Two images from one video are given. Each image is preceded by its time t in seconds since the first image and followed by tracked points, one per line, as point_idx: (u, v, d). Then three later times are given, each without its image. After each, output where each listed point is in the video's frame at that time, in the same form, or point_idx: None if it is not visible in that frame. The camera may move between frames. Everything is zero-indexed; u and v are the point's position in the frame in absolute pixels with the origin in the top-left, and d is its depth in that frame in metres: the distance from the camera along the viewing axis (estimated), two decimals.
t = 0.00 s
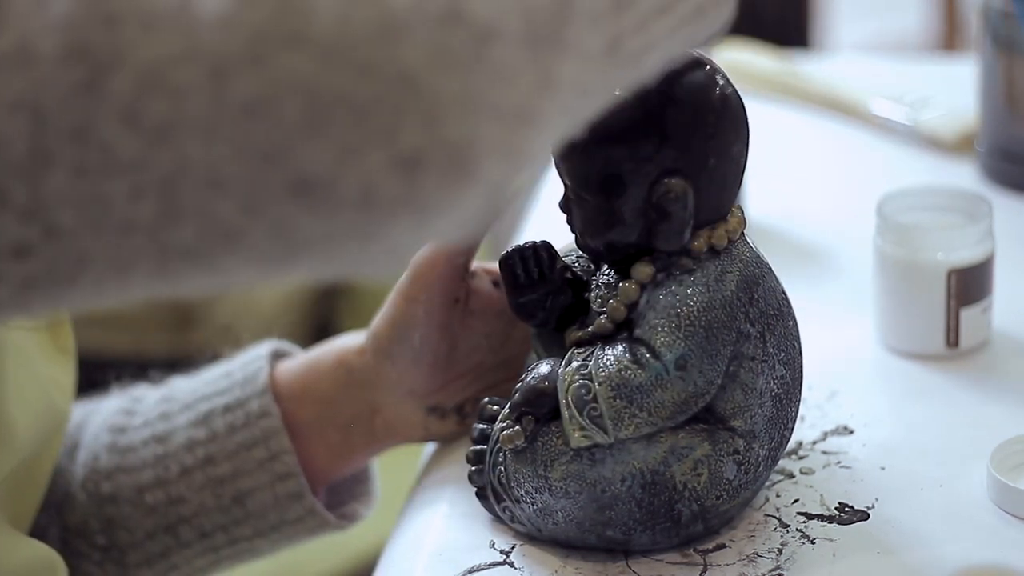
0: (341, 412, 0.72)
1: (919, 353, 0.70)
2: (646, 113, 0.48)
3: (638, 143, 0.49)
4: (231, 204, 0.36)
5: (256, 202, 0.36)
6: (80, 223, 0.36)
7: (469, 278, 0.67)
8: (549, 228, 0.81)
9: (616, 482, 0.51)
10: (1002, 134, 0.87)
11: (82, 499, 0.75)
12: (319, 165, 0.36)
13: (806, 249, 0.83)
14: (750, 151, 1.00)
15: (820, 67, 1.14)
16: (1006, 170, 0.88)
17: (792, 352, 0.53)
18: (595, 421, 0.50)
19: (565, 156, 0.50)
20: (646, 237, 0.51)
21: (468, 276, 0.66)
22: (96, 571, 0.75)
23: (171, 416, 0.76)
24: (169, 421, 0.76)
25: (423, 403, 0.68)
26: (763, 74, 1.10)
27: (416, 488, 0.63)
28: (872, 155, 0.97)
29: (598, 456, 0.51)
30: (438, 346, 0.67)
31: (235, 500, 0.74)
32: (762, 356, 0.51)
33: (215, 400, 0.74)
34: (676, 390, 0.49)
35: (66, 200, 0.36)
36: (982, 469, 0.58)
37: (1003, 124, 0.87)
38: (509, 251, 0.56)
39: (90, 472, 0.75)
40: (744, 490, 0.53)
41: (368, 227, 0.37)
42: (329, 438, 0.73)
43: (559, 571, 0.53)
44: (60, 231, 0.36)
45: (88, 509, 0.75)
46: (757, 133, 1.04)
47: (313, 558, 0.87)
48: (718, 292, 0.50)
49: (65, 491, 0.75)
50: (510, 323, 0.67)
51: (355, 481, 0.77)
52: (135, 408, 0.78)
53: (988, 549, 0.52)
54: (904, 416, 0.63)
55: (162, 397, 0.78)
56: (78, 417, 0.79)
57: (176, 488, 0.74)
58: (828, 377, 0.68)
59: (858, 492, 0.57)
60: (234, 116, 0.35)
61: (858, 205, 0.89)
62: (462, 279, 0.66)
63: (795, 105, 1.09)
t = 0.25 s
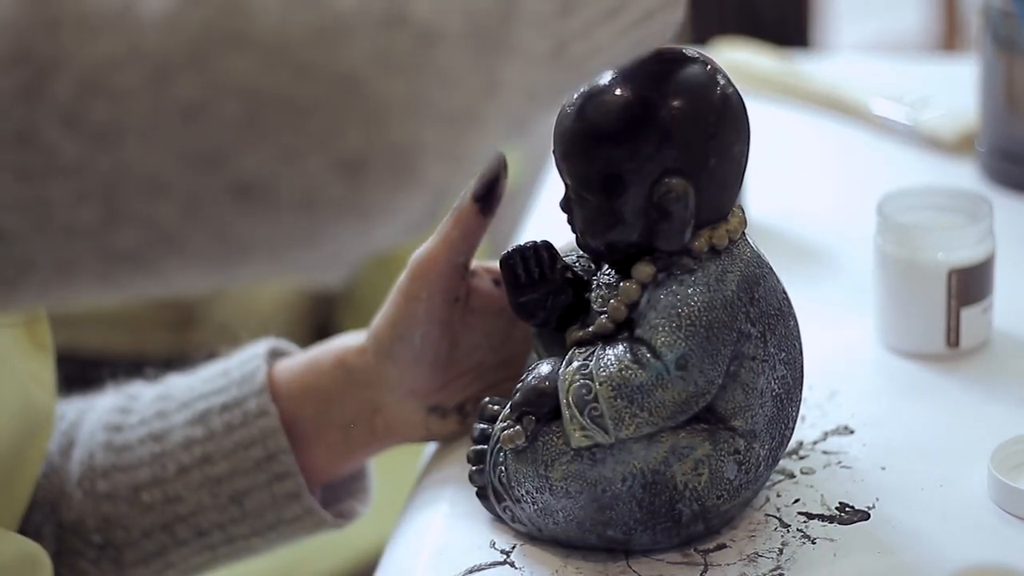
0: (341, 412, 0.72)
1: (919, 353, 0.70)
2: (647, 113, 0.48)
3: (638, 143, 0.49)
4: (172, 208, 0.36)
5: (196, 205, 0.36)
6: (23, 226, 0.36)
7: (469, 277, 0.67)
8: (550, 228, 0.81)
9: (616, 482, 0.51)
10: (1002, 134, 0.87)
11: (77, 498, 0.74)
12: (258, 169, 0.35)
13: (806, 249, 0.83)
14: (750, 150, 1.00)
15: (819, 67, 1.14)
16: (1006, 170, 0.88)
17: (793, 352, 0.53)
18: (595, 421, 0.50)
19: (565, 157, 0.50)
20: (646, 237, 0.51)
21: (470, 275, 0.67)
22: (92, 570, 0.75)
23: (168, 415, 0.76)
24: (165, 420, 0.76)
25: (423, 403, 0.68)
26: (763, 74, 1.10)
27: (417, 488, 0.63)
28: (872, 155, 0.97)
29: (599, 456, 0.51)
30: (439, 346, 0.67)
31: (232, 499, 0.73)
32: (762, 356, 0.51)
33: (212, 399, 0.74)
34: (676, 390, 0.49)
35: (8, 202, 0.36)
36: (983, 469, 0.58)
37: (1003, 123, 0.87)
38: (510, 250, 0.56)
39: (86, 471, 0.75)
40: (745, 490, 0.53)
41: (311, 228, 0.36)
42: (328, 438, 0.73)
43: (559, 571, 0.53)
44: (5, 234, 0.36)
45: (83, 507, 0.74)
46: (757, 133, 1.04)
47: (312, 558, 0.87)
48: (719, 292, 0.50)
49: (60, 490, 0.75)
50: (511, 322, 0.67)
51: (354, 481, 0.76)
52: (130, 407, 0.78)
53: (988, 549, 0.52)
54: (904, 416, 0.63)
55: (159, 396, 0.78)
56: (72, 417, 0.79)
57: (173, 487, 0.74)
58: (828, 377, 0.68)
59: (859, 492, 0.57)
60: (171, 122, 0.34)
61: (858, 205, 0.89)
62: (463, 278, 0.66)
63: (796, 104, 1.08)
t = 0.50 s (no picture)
0: (340, 411, 0.72)
1: (919, 352, 0.70)
2: (647, 113, 0.48)
3: (638, 143, 0.49)
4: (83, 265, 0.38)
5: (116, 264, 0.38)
6: None
7: (473, 272, 0.67)
8: (550, 228, 0.81)
9: (616, 482, 0.51)
10: (1002, 134, 0.87)
11: (72, 494, 0.75)
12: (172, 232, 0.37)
13: (806, 249, 0.83)
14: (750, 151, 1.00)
15: (820, 67, 1.14)
16: (1006, 170, 0.88)
17: (793, 352, 0.53)
18: (595, 421, 0.50)
19: (565, 156, 0.50)
20: (646, 237, 0.51)
21: (472, 270, 0.66)
22: (88, 567, 0.75)
23: (164, 412, 0.76)
24: (161, 417, 0.76)
25: (423, 402, 0.69)
26: (763, 74, 1.10)
27: (417, 487, 0.63)
28: (873, 154, 0.97)
29: (599, 456, 0.51)
30: (440, 345, 0.67)
31: (229, 496, 0.74)
32: (762, 356, 0.51)
33: (208, 397, 0.74)
34: (676, 390, 0.49)
35: None
36: (983, 469, 0.58)
37: (1003, 123, 0.87)
38: (510, 250, 0.56)
39: (82, 467, 0.75)
40: (744, 490, 0.53)
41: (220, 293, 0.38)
42: (326, 435, 0.73)
43: (559, 570, 0.53)
44: None
45: (78, 504, 0.75)
46: (757, 133, 1.04)
47: (313, 559, 0.87)
48: (719, 292, 0.50)
49: (55, 486, 0.75)
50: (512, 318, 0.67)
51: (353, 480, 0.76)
52: (124, 403, 0.78)
53: (987, 549, 0.52)
54: (904, 416, 0.63)
55: (155, 391, 0.78)
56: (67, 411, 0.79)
57: (169, 484, 0.74)
58: (828, 376, 0.68)
59: (858, 492, 0.57)
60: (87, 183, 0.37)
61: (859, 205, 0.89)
62: (467, 274, 0.66)
63: (796, 105, 1.08)
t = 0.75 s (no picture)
0: (341, 411, 0.71)
1: (919, 353, 0.70)
2: (647, 113, 0.48)
3: (638, 143, 0.49)
4: None
5: None
6: None
7: (472, 274, 0.68)
8: (550, 228, 0.81)
9: (616, 482, 0.51)
10: (1002, 133, 0.87)
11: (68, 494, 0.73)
12: None
13: (806, 249, 0.83)
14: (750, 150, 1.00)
15: (819, 67, 1.14)
16: (1006, 170, 0.88)
17: (793, 352, 0.53)
18: (595, 421, 0.50)
19: (565, 156, 0.50)
20: (646, 236, 0.51)
21: (472, 272, 0.68)
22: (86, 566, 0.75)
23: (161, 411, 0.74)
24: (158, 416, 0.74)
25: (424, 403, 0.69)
26: (763, 74, 1.10)
27: (417, 488, 0.63)
28: (873, 154, 0.97)
29: (599, 456, 0.51)
30: (440, 346, 0.68)
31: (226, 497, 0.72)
32: (762, 356, 0.51)
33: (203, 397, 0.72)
34: (676, 390, 0.49)
35: None
36: (983, 469, 0.58)
37: (1003, 123, 0.87)
38: (510, 250, 0.56)
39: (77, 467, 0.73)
40: (744, 490, 0.53)
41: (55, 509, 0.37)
42: (325, 435, 0.70)
43: (559, 570, 0.53)
44: None
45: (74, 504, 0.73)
46: (757, 133, 1.04)
47: (311, 560, 0.87)
48: (718, 292, 0.50)
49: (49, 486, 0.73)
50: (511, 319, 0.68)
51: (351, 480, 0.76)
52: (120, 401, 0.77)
53: (988, 549, 0.52)
54: (904, 416, 0.63)
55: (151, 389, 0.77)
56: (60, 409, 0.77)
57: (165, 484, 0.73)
58: (828, 376, 0.68)
59: (858, 492, 0.57)
60: None
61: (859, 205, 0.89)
62: (466, 277, 0.67)
63: (796, 104, 1.09)
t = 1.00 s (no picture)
0: (340, 410, 0.72)
1: (919, 353, 0.70)
2: (647, 113, 0.48)
3: (638, 143, 0.49)
4: None
5: None
6: None
7: (473, 275, 0.67)
8: (550, 229, 0.81)
9: (616, 482, 0.51)
10: (1002, 133, 0.87)
11: (65, 494, 0.71)
12: None
13: (806, 249, 0.83)
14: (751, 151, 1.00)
15: (819, 67, 1.14)
16: (1006, 170, 0.88)
17: (792, 353, 0.53)
18: (595, 421, 0.50)
19: (565, 156, 0.50)
20: (646, 237, 0.51)
21: (472, 271, 0.67)
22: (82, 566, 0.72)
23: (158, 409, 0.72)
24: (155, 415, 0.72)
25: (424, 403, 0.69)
26: (763, 75, 1.10)
27: (417, 488, 0.63)
28: (873, 154, 0.97)
29: (599, 456, 0.51)
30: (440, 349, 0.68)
31: (224, 497, 0.71)
32: (762, 357, 0.51)
33: (202, 396, 0.71)
34: (676, 390, 0.49)
35: None
36: (983, 469, 0.58)
37: (1003, 123, 0.87)
38: (510, 251, 0.56)
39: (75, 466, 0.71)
40: (744, 490, 0.53)
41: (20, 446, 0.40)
42: (326, 434, 0.72)
43: (559, 571, 0.53)
44: None
45: (73, 505, 0.71)
46: (757, 133, 1.04)
47: (310, 560, 0.87)
48: (718, 292, 0.50)
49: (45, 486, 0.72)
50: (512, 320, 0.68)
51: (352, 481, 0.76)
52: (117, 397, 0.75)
53: (988, 549, 0.52)
54: (904, 416, 0.63)
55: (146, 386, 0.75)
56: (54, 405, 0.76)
57: (164, 485, 0.71)
58: (828, 377, 0.68)
59: (858, 492, 0.57)
60: None
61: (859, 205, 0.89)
62: (467, 276, 0.66)
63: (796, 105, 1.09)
